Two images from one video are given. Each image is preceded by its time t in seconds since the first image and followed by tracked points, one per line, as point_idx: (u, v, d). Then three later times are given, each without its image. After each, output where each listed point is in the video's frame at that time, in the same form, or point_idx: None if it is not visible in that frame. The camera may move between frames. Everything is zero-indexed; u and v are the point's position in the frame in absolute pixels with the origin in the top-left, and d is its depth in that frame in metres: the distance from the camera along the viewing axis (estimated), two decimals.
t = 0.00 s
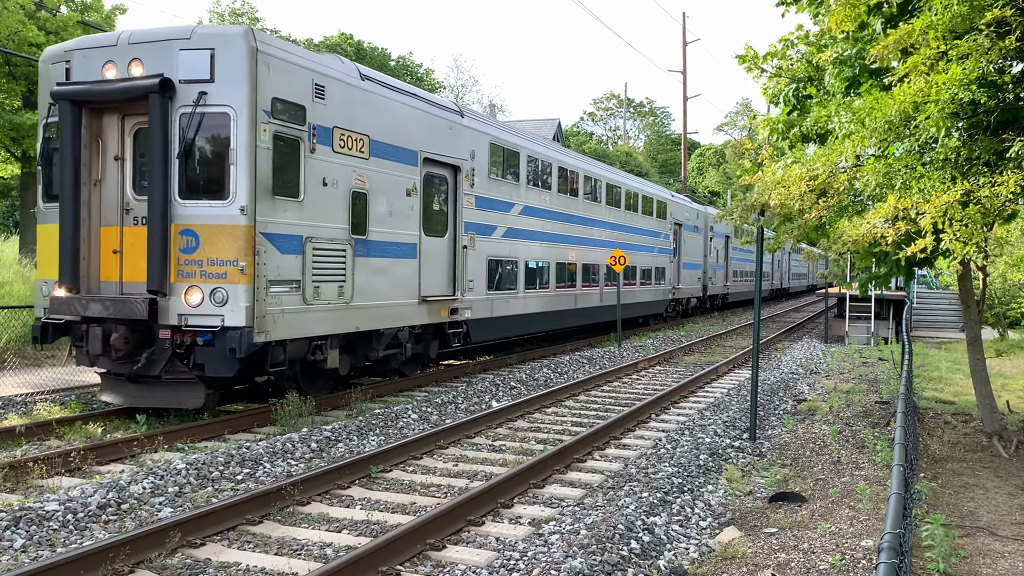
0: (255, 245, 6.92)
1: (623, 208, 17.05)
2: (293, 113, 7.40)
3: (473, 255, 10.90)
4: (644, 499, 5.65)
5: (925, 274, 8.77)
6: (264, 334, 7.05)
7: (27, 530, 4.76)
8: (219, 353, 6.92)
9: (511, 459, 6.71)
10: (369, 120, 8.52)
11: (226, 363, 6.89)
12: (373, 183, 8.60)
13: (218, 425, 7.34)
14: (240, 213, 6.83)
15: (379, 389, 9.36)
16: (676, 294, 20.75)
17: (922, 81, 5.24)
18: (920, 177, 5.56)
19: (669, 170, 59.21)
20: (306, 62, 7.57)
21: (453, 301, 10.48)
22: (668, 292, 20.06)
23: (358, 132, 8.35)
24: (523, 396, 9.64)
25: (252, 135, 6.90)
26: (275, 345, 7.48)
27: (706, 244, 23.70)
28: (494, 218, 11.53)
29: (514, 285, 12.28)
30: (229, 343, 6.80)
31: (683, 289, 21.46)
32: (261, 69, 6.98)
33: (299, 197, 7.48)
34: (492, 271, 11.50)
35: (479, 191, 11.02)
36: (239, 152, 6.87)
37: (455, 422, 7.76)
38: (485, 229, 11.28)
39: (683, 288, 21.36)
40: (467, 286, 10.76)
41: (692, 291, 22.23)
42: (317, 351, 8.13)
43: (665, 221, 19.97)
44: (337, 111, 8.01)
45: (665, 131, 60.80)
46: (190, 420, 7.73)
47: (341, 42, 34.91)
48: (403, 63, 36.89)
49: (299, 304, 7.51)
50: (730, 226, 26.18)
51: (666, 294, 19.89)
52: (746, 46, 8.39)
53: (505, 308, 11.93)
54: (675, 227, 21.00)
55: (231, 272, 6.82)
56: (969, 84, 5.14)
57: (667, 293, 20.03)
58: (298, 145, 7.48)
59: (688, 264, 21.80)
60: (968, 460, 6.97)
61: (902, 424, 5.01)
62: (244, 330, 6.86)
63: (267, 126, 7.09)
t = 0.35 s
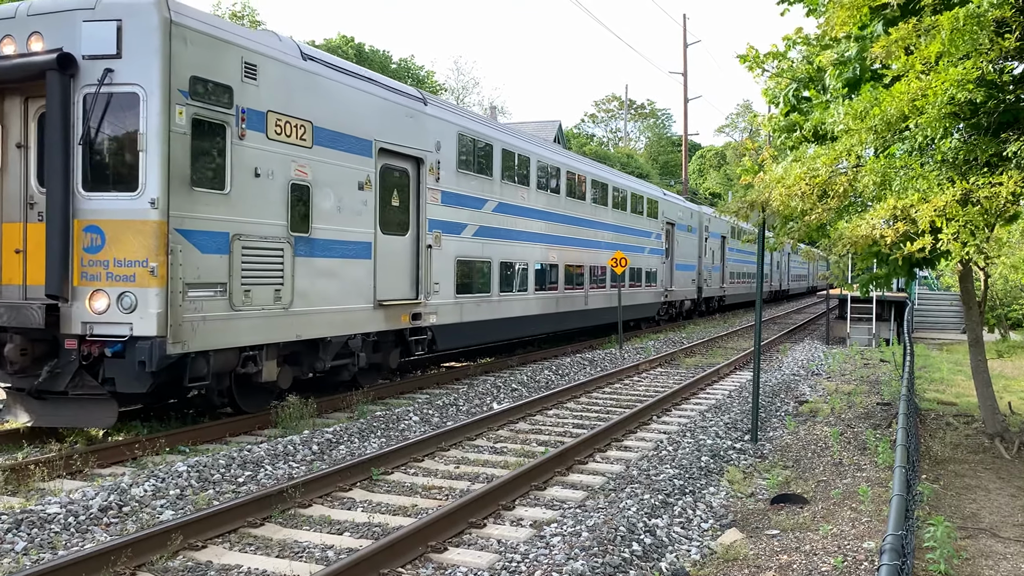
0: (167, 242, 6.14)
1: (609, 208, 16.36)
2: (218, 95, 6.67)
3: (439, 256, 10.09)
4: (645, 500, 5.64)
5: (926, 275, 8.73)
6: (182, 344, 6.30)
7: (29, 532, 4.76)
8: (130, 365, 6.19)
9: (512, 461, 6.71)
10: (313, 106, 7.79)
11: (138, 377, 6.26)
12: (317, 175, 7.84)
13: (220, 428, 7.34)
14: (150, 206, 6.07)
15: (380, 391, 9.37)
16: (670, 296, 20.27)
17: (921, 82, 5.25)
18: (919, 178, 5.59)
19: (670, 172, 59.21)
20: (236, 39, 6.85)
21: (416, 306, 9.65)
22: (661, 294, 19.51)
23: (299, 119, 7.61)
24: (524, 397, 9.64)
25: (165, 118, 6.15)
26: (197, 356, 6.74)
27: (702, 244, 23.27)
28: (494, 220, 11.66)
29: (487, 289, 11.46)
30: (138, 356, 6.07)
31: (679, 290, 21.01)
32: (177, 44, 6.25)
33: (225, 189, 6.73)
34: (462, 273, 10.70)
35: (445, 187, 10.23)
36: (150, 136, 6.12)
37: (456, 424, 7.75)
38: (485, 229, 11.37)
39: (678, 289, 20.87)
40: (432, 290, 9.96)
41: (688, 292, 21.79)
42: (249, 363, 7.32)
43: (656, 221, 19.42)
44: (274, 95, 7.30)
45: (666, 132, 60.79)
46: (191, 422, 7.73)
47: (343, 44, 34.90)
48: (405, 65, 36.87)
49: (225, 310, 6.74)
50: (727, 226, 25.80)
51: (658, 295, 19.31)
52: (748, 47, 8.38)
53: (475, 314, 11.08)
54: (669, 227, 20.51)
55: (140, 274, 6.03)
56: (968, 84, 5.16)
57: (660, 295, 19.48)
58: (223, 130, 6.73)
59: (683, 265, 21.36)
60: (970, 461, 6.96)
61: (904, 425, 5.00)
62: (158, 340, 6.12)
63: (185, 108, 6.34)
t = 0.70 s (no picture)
0: (50, 238, 5.29)
1: (592, 203, 15.58)
2: (120, 69, 5.83)
3: (397, 254, 9.14)
4: (647, 501, 5.64)
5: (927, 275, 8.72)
6: (69, 354, 5.45)
7: (30, 533, 4.76)
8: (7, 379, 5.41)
9: (513, 461, 6.71)
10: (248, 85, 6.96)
11: (19, 395, 5.49)
12: (243, 162, 6.91)
13: (221, 428, 7.34)
14: (25, 193, 5.22)
15: (381, 391, 9.36)
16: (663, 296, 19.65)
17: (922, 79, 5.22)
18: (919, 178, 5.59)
19: (671, 172, 59.20)
20: (152, 8, 6.08)
21: (368, 310, 8.72)
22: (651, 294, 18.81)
23: (220, 98, 6.67)
24: (525, 398, 9.64)
25: (46, 92, 5.31)
26: (92, 366, 5.88)
27: (696, 243, 22.70)
28: (496, 220, 11.69)
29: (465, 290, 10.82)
30: (14, 370, 5.26)
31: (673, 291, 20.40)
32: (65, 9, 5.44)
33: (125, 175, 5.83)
34: (424, 273, 9.75)
35: (405, 178, 9.28)
36: (27, 112, 5.29)
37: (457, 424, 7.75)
38: (464, 227, 10.73)
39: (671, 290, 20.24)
40: (389, 292, 9.01)
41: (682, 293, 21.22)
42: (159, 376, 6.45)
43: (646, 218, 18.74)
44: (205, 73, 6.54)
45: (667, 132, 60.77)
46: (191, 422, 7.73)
47: (344, 45, 34.87)
48: (405, 66, 36.84)
49: (127, 316, 5.88)
50: (723, 225, 25.27)
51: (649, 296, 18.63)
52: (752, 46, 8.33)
53: (439, 318, 10.12)
54: (661, 224, 19.90)
55: (15, 274, 5.23)
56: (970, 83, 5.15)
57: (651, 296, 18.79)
58: (122, 107, 5.84)
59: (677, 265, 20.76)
60: (971, 461, 6.95)
61: (905, 425, 4.99)
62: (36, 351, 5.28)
63: (73, 82, 5.48)
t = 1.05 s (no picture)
0: None
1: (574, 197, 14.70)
2: None
3: (342, 251, 8.27)
4: (647, 500, 5.64)
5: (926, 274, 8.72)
6: None
7: (30, 532, 4.77)
8: None
9: (513, 460, 6.72)
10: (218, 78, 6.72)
11: None
12: (144, 144, 6.02)
13: (221, 428, 7.34)
14: None
15: (381, 390, 9.36)
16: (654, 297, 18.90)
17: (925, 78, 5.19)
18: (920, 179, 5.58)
19: (671, 172, 59.20)
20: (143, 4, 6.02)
21: (308, 313, 7.84)
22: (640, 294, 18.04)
23: (113, 70, 5.79)
24: (525, 397, 9.65)
25: None
26: None
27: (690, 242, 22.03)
28: (497, 219, 11.74)
29: (465, 289, 10.83)
30: None
31: (665, 291, 19.70)
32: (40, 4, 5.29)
33: None
34: (376, 272, 8.86)
35: (353, 168, 8.42)
36: None
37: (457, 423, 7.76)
38: (424, 221, 9.81)
39: (663, 290, 19.53)
40: (331, 292, 8.12)
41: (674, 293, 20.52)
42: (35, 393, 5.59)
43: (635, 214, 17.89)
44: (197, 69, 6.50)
45: (667, 132, 60.78)
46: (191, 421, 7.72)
47: (344, 44, 34.82)
48: (406, 65, 36.79)
49: None
50: (717, 223, 24.64)
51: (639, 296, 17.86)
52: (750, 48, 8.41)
53: (393, 321, 9.22)
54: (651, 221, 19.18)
55: None
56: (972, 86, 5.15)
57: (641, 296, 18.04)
58: None
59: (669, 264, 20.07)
60: (971, 461, 6.95)
61: (905, 425, 4.98)
62: None
63: None
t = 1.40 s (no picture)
0: None
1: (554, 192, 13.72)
2: None
3: (270, 247, 7.28)
4: (647, 500, 5.64)
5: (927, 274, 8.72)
6: None
7: (31, 530, 4.77)
8: None
9: (514, 460, 6.71)
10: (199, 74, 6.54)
11: None
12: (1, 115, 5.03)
13: (221, 427, 7.34)
14: None
15: (381, 390, 9.36)
16: (643, 298, 17.98)
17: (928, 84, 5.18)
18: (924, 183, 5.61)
19: (672, 172, 59.17)
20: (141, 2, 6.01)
21: (225, 317, 6.83)
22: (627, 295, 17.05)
23: None
24: (526, 396, 9.65)
25: None
26: None
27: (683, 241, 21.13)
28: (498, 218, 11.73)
29: (465, 288, 10.84)
30: None
31: (655, 292, 18.80)
32: None
33: None
34: (308, 270, 7.83)
35: (280, 151, 7.41)
36: None
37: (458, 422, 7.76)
38: (374, 213, 8.79)
39: (653, 291, 18.62)
40: (254, 293, 7.11)
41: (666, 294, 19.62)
42: None
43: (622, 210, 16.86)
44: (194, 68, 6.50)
45: (668, 132, 60.76)
46: (192, 420, 7.72)
47: (346, 44, 34.80)
48: (407, 65, 36.76)
49: None
50: (712, 222, 23.77)
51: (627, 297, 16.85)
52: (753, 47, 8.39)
53: (332, 326, 8.17)
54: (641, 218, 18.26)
55: None
56: (974, 88, 5.12)
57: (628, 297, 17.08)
58: None
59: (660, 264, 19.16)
60: (971, 461, 6.95)
61: (906, 426, 4.97)
62: None
63: None
